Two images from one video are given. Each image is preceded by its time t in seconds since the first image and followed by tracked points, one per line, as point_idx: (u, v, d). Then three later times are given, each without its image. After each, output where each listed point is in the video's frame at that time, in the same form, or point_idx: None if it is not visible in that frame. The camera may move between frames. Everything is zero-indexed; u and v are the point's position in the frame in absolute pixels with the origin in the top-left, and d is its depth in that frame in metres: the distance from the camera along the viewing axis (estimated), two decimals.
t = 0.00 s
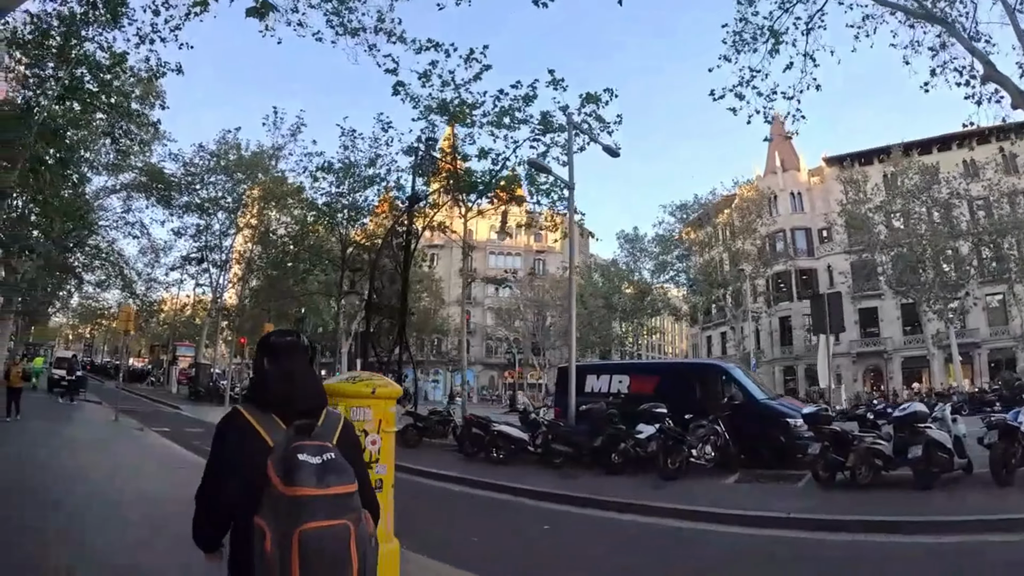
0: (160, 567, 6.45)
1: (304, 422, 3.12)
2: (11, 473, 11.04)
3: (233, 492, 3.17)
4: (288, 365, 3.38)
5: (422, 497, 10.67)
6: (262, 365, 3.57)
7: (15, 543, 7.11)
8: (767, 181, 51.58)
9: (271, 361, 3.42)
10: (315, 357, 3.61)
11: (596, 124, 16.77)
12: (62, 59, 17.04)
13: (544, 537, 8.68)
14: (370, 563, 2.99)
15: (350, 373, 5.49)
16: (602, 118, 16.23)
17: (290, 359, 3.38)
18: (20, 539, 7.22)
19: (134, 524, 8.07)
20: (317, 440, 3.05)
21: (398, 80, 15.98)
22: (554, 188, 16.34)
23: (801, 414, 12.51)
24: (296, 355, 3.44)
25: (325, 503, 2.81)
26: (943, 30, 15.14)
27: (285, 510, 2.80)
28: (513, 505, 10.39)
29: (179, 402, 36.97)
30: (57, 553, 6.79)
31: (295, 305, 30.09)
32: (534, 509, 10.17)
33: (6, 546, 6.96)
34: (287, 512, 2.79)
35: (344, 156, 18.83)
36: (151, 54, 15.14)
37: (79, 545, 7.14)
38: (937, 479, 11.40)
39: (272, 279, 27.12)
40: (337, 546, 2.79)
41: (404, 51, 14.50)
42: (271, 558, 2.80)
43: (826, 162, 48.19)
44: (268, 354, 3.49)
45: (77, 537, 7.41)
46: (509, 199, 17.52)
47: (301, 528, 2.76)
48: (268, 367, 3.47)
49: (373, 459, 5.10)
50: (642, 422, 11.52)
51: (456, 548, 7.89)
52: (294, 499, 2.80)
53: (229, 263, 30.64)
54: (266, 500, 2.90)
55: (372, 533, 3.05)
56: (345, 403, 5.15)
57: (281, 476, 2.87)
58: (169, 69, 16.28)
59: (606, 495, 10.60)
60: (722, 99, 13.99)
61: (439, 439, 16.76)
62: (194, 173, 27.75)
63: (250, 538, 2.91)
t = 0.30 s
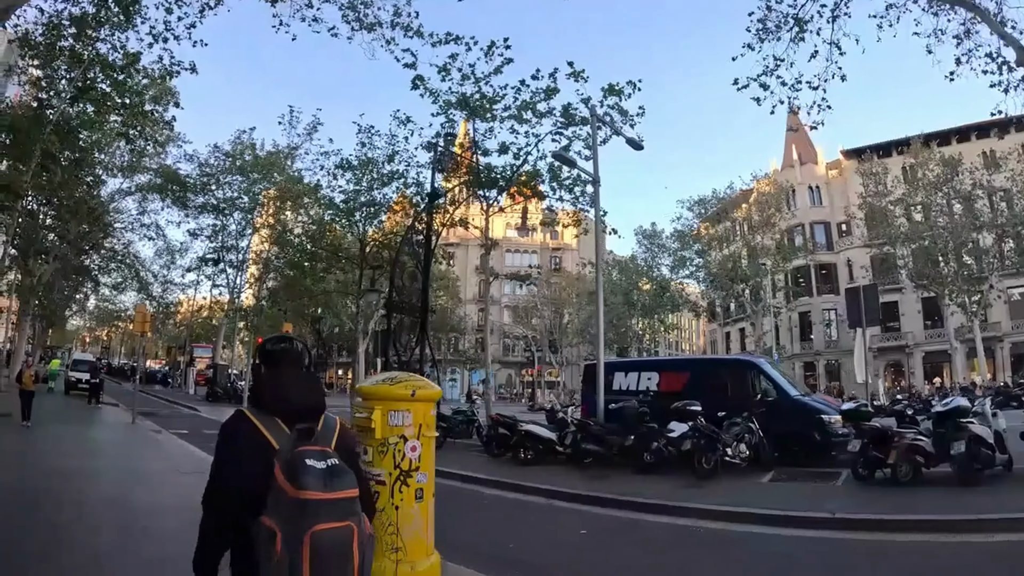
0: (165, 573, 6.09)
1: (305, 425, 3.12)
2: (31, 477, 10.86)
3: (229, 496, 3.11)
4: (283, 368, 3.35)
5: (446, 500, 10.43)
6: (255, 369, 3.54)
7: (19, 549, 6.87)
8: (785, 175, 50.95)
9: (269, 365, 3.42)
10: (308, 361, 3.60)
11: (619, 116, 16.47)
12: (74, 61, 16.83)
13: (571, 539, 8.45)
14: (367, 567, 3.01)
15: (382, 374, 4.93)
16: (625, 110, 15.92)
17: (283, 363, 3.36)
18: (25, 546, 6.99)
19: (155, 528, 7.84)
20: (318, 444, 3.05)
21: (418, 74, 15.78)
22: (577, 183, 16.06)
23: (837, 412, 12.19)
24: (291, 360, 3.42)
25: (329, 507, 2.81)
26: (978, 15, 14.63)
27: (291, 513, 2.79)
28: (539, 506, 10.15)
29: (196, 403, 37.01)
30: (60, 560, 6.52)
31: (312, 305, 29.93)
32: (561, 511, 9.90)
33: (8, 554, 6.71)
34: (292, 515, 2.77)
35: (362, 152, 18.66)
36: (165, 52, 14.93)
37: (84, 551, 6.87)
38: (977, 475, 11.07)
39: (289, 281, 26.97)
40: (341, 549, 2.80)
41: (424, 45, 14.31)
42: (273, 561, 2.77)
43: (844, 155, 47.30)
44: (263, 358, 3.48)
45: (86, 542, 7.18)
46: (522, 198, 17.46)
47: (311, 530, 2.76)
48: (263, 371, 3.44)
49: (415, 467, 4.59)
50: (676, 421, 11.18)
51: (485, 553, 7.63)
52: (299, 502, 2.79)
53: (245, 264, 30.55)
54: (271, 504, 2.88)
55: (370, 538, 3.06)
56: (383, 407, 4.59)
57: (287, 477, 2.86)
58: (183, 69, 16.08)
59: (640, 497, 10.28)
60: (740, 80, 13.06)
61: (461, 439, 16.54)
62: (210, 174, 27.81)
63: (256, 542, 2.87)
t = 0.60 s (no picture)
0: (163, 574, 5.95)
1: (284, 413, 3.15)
2: (34, 477, 10.66)
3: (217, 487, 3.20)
4: (259, 361, 3.41)
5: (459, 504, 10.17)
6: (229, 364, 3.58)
7: (18, 549, 6.74)
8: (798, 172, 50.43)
9: (242, 358, 3.48)
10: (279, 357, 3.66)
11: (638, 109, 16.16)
12: (81, 59, 16.54)
13: (582, 538, 8.21)
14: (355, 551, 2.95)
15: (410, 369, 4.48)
16: (644, 102, 15.61)
17: (258, 355, 3.43)
18: (25, 545, 6.86)
19: (158, 528, 7.63)
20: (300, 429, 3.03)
21: (432, 67, 15.51)
22: (595, 177, 15.79)
23: (867, 410, 11.84)
24: (265, 352, 3.49)
25: (315, 486, 2.77)
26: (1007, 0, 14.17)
27: (277, 495, 2.73)
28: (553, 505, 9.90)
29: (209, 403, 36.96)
30: (61, 561, 6.37)
31: (323, 305, 29.64)
32: (575, 511, 9.64)
33: (7, 553, 6.58)
34: (279, 496, 2.72)
35: (375, 147, 18.43)
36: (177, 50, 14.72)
37: (85, 550, 6.75)
38: (1015, 472, 10.68)
39: (300, 281, 26.79)
40: (327, 529, 2.75)
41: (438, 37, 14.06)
42: (261, 547, 2.69)
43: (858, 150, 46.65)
44: (237, 354, 3.53)
45: (89, 541, 7.05)
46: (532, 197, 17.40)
47: (301, 509, 2.71)
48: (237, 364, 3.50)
49: (450, 470, 4.14)
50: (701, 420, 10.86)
51: (507, 555, 7.34)
52: (286, 484, 2.73)
53: (257, 263, 30.39)
54: (257, 486, 2.79)
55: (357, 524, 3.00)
56: (417, 405, 4.14)
57: (272, 459, 2.81)
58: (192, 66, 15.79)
59: (667, 498, 9.93)
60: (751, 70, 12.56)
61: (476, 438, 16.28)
62: (220, 173, 27.64)
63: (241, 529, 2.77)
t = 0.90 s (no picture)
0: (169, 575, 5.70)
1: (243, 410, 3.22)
2: (36, 477, 10.42)
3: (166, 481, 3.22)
4: (226, 357, 3.47)
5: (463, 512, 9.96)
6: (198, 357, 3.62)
7: (19, 550, 6.48)
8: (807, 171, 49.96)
9: (210, 353, 3.51)
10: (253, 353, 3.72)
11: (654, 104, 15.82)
12: (85, 55, 16.29)
13: (586, 543, 7.98)
14: (302, 550, 3.02)
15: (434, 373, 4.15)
16: (659, 98, 15.28)
17: (226, 350, 3.49)
18: (28, 545, 6.60)
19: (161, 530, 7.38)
20: (252, 427, 3.10)
21: (442, 63, 15.12)
22: (608, 175, 15.52)
23: (891, 413, 11.52)
24: (234, 348, 3.55)
25: (252, 488, 2.86)
26: None
27: (216, 495, 2.83)
28: (561, 510, 9.67)
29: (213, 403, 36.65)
30: (66, 561, 6.10)
31: (328, 306, 29.32)
32: (587, 517, 9.38)
33: (8, 553, 6.32)
34: (217, 497, 2.83)
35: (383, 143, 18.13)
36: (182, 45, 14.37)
37: (88, 550, 6.52)
38: None
39: (306, 281, 26.52)
40: (264, 529, 2.82)
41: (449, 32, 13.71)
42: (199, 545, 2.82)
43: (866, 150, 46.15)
44: (207, 348, 3.56)
45: (94, 541, 6.79)
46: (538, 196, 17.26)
47: (233, 511, 2.81)
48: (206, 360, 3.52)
49: (482, 488, 3.82)
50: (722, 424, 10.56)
51: (526, 563, 7.03)
52: (224, 486, 2.84)
53: (262, 263, 30.08)
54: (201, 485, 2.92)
55: (305, 524, 3.06)
56: (445, 414, 3.80)
57: (216, 459, 2.91)
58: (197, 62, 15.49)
59: (690, 504, 9.59)
60: (778, 76, 10.21)
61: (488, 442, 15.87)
62: (225, 172, 27.43)
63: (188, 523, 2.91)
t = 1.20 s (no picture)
0: None
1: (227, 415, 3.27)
2: (35, 477, 10.14)
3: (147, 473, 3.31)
4: (213, 360, 3.49)
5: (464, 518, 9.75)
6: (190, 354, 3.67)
7: (18, 549, 6.20)
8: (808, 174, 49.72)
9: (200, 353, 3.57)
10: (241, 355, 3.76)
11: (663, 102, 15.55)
12: (83, 50, 16.00)
13: (598, 548, 7.76)
14: (272, 556, 3.14)
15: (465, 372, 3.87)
16: (668, 95, 15.01)
17: (213, 353, 3.50)
18: (27, 545, 6.31)
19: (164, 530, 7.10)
20: (232, 434, 3.17)
21: (447, 59, 14.83)
22: (617, 174, 15.30)
23: (908, 415, 11.25)
24: (222, 352, 3.58)
25: (226, 495, 2.97)
26: None
27: (191, 500, 2.95)
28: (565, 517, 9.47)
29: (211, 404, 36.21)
30: (67, 561, 5.82)
31: (328, 307, 28.95)
32: (601, 523, 9.07)
33: (6, 553, 6.04)
34: (192, 502, 2.95)
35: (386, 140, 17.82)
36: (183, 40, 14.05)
37: (90, 550, 6.24)
38: None
39: (305, 281, 26.20)
40: (235, 535, 2.94)
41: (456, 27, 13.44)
42: (174, 547, 2.94)
43: (869, 154, 45.94)
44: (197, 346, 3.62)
45: (96, 541, 6.51)
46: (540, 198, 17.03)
47: (204, 515, 2.92)
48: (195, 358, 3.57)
49: (522, 498, 3.55)
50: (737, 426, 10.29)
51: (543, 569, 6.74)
52: (199, 491, 2.95)
53: (260, 263, 29.75)
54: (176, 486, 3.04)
55: (275, 530, 3.17)
56: (481, 418, 3.53)
57: (192, 464, 3.02)
58: (197, 57, 15.18)
59: (708, 509, 9.30)
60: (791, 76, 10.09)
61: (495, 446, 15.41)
62: (225, 171, 27.10)
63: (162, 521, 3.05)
